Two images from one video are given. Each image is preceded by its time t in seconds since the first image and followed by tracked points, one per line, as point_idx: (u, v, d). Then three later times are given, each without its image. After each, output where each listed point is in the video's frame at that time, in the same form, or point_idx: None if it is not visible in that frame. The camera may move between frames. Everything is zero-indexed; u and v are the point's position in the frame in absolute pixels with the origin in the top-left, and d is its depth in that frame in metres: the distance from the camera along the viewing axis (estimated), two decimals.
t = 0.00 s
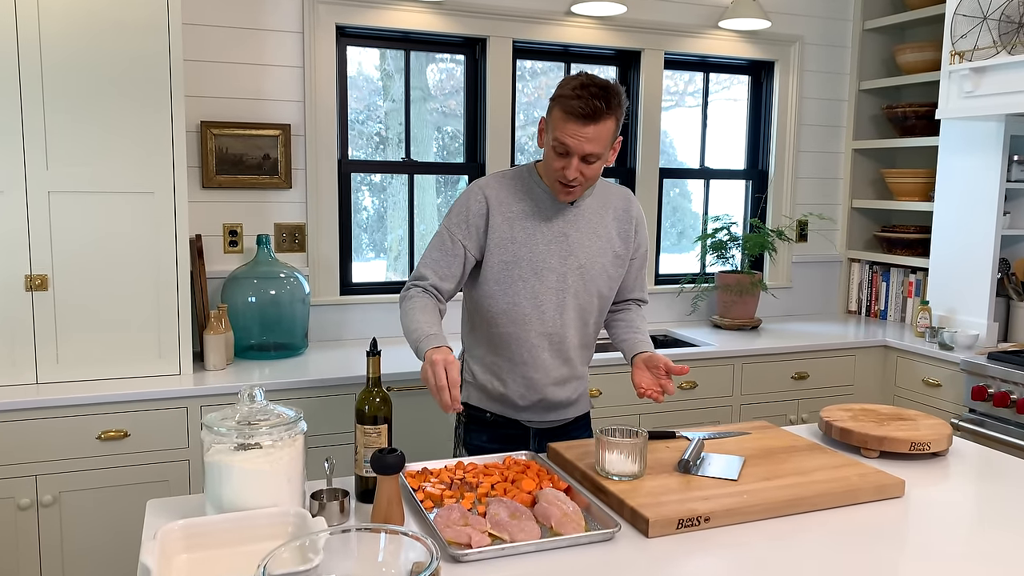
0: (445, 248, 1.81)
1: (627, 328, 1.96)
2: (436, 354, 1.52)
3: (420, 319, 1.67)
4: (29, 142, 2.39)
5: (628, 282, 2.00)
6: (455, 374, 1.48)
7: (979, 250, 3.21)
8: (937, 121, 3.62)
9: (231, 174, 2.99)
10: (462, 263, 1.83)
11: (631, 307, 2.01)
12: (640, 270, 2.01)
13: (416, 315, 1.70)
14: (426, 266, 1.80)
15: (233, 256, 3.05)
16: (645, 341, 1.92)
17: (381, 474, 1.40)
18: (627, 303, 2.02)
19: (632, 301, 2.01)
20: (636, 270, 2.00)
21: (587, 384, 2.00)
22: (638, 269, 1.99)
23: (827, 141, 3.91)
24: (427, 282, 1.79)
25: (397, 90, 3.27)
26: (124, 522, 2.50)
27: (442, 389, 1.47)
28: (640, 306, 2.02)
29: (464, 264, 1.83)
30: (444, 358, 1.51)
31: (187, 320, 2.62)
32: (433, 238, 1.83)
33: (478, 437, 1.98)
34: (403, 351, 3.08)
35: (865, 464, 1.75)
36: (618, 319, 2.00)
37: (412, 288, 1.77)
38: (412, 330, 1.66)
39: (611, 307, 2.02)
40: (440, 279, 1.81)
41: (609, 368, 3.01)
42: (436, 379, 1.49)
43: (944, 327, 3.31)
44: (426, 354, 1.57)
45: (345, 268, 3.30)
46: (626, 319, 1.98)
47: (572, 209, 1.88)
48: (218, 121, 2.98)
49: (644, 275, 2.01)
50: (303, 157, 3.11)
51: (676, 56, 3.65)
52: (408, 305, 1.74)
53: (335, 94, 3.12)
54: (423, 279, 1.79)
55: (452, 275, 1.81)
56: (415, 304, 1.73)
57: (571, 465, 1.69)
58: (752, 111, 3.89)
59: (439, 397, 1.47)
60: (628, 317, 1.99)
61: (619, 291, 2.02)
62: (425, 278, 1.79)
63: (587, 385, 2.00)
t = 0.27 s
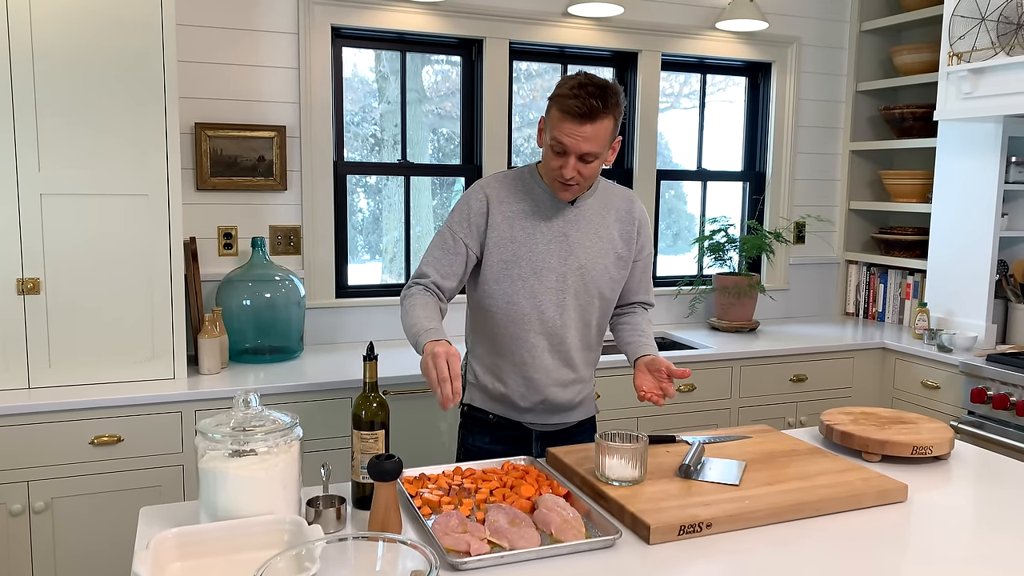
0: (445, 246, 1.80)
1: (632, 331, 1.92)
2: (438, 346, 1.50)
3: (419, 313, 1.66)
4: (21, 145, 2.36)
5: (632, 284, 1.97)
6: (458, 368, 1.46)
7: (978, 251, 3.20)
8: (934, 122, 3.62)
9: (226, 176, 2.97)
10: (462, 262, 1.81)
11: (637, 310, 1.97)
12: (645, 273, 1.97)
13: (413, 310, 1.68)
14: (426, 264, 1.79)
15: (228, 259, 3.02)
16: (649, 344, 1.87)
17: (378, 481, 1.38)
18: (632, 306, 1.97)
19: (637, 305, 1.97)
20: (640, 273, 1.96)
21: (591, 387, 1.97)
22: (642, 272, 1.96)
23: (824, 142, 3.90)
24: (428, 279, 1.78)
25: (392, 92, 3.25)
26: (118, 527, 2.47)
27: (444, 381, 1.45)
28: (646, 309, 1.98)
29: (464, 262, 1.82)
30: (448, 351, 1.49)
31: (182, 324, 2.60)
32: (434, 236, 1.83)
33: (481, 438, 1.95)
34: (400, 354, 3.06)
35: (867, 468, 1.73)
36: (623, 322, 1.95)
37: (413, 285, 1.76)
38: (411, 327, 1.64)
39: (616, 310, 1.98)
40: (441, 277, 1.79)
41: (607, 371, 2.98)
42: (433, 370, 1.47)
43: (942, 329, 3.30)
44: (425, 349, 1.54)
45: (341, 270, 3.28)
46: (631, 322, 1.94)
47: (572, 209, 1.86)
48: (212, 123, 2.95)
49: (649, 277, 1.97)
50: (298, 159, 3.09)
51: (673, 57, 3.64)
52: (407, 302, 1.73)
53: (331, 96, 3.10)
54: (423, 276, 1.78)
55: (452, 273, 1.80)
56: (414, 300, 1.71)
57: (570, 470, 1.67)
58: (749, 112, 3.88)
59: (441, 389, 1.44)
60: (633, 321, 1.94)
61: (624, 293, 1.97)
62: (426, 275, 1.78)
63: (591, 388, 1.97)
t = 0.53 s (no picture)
0: (442, 248, 1.80)
1: (635, 333, 1.88)
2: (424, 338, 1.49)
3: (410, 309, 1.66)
4: (11, 148, 2.33)
5: (636, 287, 1.93)
6: (441, 361, 1.45)
7: (976, 253, 3.19)
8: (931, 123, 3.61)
9: (219, 179, 2.94)
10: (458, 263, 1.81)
11: (640, 313, 1.93)
12: (649, 275, 1.93)
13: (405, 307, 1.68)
14: (424, 267, 1.78)
15: (222, 263, 2.99)
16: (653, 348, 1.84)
17: (376, 491, 1.35)
18: (636, 309, 1.94)
19: (641, 307, 1.94)
20: (644, 275, 1.93)
21: (596, 391, 1.93)
22: (645, 274, 1.92)
23: (821, 144, 3.89)
24: (423, 279, 1.77)
25: (385, 93, 3.22)
26: (111, 535, 2.44)
27: (427, 375, 1.44)
28: (650, 312, 1.94)
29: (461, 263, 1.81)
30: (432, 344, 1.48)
31: (175, 329, 2.57)
32: (432, 239, 1.81)
33: (483, 444, 1.93)
34: (396, 358, 3.03)
35: (871, 473, 1.71)
36: (627, 325, 1.92)
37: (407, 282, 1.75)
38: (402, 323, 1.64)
39: (619, 312, 1.95)
40: (438, 278, 1.79)
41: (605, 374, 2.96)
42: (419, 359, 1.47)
43: (940, 331, 3.29)
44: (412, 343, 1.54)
45: (336, 273, 3.24)
46: (635, 324, 1.91)
47: (573, 210, 1.83)
48: (205, 125, 2.92)
49: (653, 280, 1.94)
50: (292, 161, 3.05)
51: (669, 58, 3.62)
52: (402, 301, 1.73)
53: (325, 98, 3.07)
54: (419, 277, 1.77)
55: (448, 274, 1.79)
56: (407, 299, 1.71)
57: (571, 477, 1.64)
58: (746, 113, 3.86)
59: (423, 381, 1.44)
60: (637, 324, 1.91)
61: (627, 296, 1.94)
62: (422, 276, 1.77)
63: (596, 392, 1.94)
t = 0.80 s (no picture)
0: (442, 259, 1.78)
1: (637, 339, 1.86)
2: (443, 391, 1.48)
3: (424, 337, 1.65)
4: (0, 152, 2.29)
5: (637, 292, 1.91)
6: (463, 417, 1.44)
7: (973, 255, 3.19)
8: (927, 125, 3.60)
9: (213, 182, 2.91)
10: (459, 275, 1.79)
11: (642, 317, 1.91)
12: (650, 280, 1.91)
13: (417, 332, 1.67)
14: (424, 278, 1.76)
15: (215, 267, 2.96)
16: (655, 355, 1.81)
17: (375, 501, 1.33)
18: (638, 313, 1.92)
19: (643, 312, 1.92)
20: (645, 280, 1.91)
21: (599, 397, 1.91)
22: (647, 279, 1.90)
23: (817, 145, 3.88)
24: (429, 295, 1.75)
25: (378, 95, 3.19)
26: (105, 544, 2.40)
27: (449, 428, 1.44)
28: (652, 317, 1.93)
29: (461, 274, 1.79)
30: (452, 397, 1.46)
31: (168, 335, 2.54)
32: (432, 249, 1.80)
33: (486, 449, 1.91)
34: (393, 363, 3.00)
35: (874, 479, 1.70)
36: (629, 330, 1.90)
37: (414, 301, 1.73)
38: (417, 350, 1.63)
39: (621, 318, 1.93)
40: (440, 291, 1.77)
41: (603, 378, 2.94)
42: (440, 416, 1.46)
43: (938, 333, 3.28)
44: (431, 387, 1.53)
45: (330, 277, 3.21)
46: (636, 330, 1.89)
47: (573, 216, 1.81)
48: (198, 128, 2.89)
49: (654, 284, 1.92)
50: (286, 165, 3.03)
51: (665, 60, 3.61)
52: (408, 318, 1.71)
53: (319, 101, 3.04)
54: (421, 290, 1.75)
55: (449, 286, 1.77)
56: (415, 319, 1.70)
57: (572, 484, 1.62)
58: (742, 115, 3.85)
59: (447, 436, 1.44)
60: (639, 328, 1.88)
61: (628, 301, 1.92)
62: (425, 290, 1.75)
63: (599, 398, 1.91)
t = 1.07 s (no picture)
0: (450, 264, 1.75)
1: (644, 344, 1.84)
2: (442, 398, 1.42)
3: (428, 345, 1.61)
4: None
5: (644, 295, 1.90)
6: (453, 426, 1.39)
7: (972, 256, 3.18)
8: (924, 126, 3.60)
9: (208, 186, 2.88)
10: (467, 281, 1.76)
11: (650, 321, 1.89)
12: (657, 283, 1.90)
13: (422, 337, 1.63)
14: (432, 285, 1.74)
15: (211, 272, 2.93)
16: (662, 360, 1.79)
17: (379, 511, 1.30)
18: (644, 318, 1.89)
19: (650, 316, 1.89)
20: (652, 283, 1.89)
21: (607, 402, 1.89)
22: (653, 282, 1.89)
23: (815, 147, 3.88)
24: (435, 302, 1.71)
25: (371, 97, 3.16)
26: (101, 553, 2.37)
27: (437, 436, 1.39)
28: (660, 321, 1.90)
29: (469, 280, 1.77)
30: (450, 405, 1.41)
31: (164, 342, 2.51)
32: (439, 255, 1.77)
33: (494, 455, 1.88)
34: (391, 368, 2.98)
35: (881, 484, 1.68)
36: (635, 334, 1.88)
37: (419, 308, 1.70)
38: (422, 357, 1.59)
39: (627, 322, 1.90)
40: (449, 297, 1.74)
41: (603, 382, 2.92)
42: (433, 420, 1.41)
43: (937, 334, 3.28)
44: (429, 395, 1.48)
45: (327, 281, 3.19)
46: (643, 334, 1.86)
47: (580, 220, 1.80)
48: (193, 131, 2.86)
49: (661, 288, 1.90)
50: (282, 167, 3.00)
51: (662, 62, 3.60)
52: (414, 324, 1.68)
53: (315, 103, 3.02)
54: (428, 297, 1.73)
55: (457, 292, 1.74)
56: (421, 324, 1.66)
57: (577, 492, 1.60)
58: (739, 116, 3.84)
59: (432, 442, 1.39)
60: (645, 333, 1.86)
61: (635, 305, 1.90)
62: (432, 296, 1.72)
63: (607, 403, 1.89)
